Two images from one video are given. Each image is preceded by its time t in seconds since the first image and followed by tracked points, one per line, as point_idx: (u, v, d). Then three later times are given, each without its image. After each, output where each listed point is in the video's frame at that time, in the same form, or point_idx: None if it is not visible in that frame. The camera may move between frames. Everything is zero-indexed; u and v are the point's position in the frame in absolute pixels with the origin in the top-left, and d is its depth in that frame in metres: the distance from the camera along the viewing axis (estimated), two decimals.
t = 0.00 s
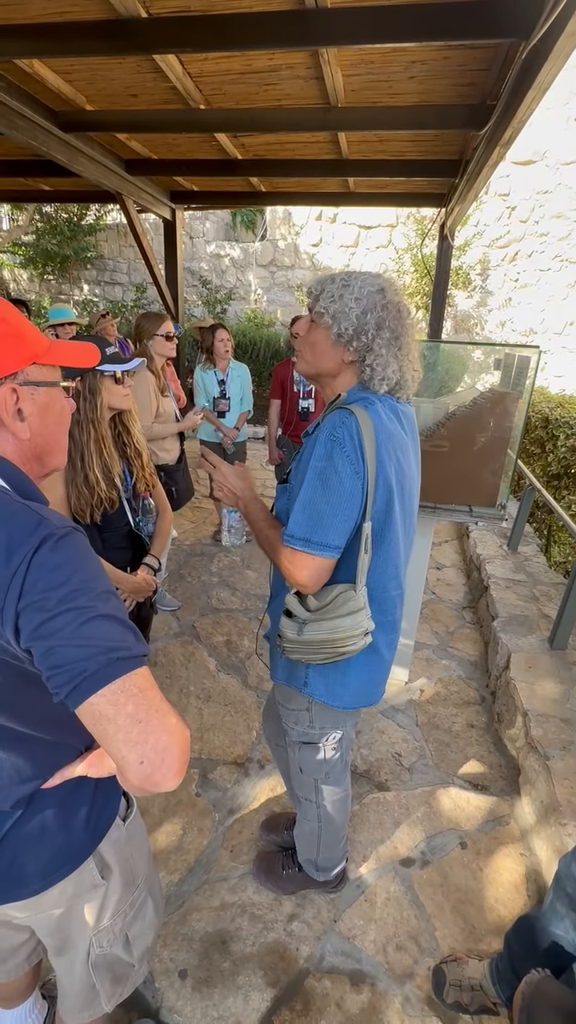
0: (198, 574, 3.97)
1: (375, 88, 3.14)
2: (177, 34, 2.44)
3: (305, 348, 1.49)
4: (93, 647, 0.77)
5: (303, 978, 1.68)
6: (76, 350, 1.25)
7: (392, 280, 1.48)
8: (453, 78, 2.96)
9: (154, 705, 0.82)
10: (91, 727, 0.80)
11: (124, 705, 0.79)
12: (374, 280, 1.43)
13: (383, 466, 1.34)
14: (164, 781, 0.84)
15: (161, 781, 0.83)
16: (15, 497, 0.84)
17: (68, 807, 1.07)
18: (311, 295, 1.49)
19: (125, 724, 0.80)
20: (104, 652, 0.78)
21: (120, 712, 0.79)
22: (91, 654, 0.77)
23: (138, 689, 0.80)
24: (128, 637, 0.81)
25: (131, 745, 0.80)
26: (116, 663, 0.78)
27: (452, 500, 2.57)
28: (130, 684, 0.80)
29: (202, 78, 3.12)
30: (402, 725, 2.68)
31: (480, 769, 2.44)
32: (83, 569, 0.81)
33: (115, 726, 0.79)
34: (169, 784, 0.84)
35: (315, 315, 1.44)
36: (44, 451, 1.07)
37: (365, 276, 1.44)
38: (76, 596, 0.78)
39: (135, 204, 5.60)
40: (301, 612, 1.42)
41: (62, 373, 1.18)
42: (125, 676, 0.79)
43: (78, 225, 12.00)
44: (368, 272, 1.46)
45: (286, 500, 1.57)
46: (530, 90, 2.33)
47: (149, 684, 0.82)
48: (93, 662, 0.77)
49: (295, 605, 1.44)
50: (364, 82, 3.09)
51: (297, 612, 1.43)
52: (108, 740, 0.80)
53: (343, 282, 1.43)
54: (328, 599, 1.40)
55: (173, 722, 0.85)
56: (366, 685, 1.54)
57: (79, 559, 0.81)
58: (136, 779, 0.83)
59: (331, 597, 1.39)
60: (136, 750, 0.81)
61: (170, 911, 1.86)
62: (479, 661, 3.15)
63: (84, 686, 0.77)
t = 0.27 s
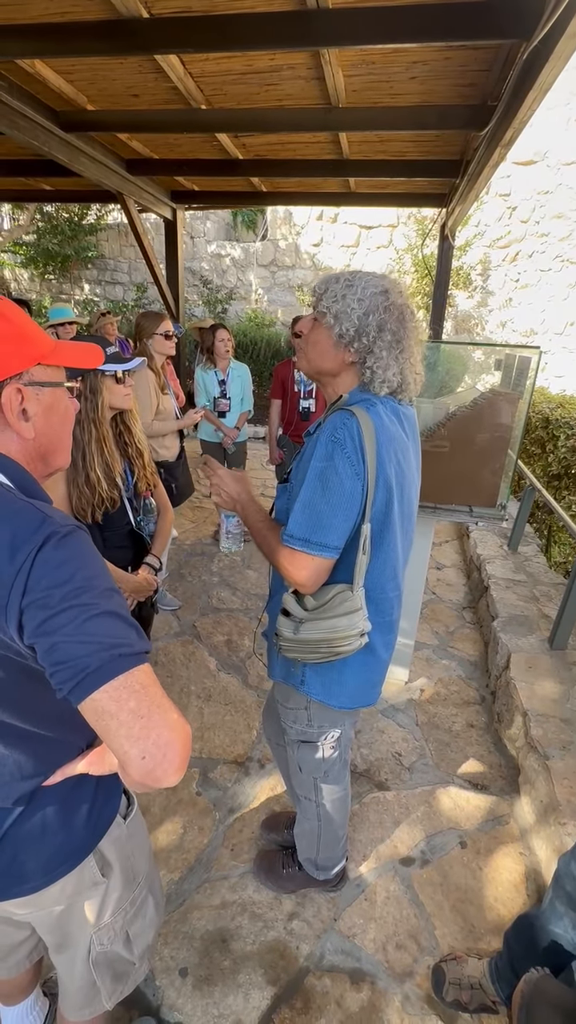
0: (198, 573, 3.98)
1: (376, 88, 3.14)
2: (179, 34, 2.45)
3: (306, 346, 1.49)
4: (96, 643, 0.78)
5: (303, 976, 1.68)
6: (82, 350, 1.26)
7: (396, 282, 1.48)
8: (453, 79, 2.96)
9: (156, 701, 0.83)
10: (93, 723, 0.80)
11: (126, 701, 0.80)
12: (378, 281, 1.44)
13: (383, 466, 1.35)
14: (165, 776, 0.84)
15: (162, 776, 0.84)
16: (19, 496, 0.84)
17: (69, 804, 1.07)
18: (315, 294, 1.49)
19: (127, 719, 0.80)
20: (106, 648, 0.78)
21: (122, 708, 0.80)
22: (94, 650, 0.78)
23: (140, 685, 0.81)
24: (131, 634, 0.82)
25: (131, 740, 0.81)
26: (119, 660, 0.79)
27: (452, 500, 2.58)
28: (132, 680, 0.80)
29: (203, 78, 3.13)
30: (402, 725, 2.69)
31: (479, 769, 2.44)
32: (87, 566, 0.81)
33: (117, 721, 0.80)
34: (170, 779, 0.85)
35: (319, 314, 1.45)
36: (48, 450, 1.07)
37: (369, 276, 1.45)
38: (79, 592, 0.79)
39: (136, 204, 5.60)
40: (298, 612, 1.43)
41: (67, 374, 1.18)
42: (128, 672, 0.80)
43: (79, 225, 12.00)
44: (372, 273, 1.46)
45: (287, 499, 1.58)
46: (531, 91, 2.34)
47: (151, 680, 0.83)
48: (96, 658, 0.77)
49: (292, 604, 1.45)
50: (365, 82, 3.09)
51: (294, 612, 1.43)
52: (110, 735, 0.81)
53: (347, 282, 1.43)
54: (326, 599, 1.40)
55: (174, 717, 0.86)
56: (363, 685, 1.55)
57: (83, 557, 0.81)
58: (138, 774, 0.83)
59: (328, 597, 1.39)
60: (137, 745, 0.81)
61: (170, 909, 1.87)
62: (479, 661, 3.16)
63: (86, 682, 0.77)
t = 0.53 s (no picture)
0: (198, 573, 3.98)
1: (377, 88, 3.14)
2: (181, 34, 2.45)
3: (307, 346, 1.50)
4: (95, 642, 0.78)
5: (304, 975, 1.69)
6: (82, 347, 1.26)
7: (396, 280, 1.48)
8: (455, 79, 2.96)
9: (154, 701, 0.83)
10: (92, 722, 0.81)
11: (125, 701, 0.80)
12: (377, 281, 1.43)
13: (386, 466, 1.35)
14: (164, 775, 0.84)
15: (160, 776, 0.84)
16: (19, 494, 0.84)
17: (69, 803, 1.07)
18: (315, 294, 1.49)
19: (125, 719, 0.80)
20: (105, 647, 0.78)
21: (121, 707, 0.80)
22: (93, 649, 0.78)
23: (139, 684, 0.81)
24: (130, 632, 0.82)
25: (130, 741, 0.81)
26: (117, 659, 0.79)
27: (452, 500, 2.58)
28: (131, 679, 0.80)
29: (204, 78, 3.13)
30: (402, 724, 2.69)
31: (480, 768, 2.44)
32: (86, 565, 0.81)
33: (116, 720, 0.80)
34: (169, 779, 0.85)
35: (319, 315, 1.45)
36: (48, 448, 1.07)
37: (369, 276, 1.44)
38: (78, 591, 0.79)
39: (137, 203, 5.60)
40: (301, 612, 1.43)
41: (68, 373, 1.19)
42: (126, 671, 0.80)
43: (80, 224, 12.00)
44: (372, 272, 1.46)
45: (289, 498, 1.58)
46: (532, 91, 2.34)
47: (150, 679, 0.83)
48: (95, 657, 0.78)
49: (296, 604, 1.44)
50: (366, 82, 3.09)
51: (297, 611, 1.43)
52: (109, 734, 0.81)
53: (347, 282, 1.43)
54: (329, 598, 1.40)
55: (172, 718, 0.86)
56: (365, 684, 1.55)
57: (83, 555, 0.81)
58: (136, 773, 0.83)
59: (333, 597, 1.39)
60: (136, 745, 0.81)
61: (171, 907, 1.87)
62: (479, 660, 3.16)
63: (85, 681, 0.78)
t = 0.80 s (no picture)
0: (199, 572, 3.98)
1: (378, 87, 3.14)
2: (182, 33, 2.45)
3: (313, 352, 1.50)
4: (96, 642, 0.78)
5: (305, 974, 1.69)
6: (82, 345, 1.26)
7: (393, 273, 1.47)
8: (456, 78, 2.96)
9: (156, 701, 0.83)
10: (94, 722, 0.81)
11: (127, 701, 0.80)
12: (377, 278, 1.43)
13: (391, 467, 1.35)
14: (167, 776, 0.84)
15: (163, 777, 0.84)
16: (20, 494, 0.84)
17: (71, 802, 1.07)
18: (314, 298, 1.49)
19: (128, 719, 0.81)
20: (107, 647, 0.78)
21: (123, 707, 0.80)
22: (95, 650, 0.78)
23: (141, 685, 0.81)
24: (131, 632, 0.82)
25: (132, 741, 0.81)
26: (119, 659, 0.79)
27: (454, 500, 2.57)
28: (133, 679, 0.80)
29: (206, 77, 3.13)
30: (403, 724, 2.69)
31: (481, 768, 2.45)
32: (87, 565, 0.81)
33: (118, 721, 0.80)
34: (172, 780, 0.85)
35: (320, 319, 1.45)
36: (49, 447, 1.08)
37: (368, 274, 1.44)
38: (80, 591, 0.79)
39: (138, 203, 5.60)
40: (306, 612, 1.42)
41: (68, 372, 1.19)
42: (128, 671, 0.80)
43: (81, 223, 12.01)
44: (369, 269, 1.45)
45: (292, 498, 1.58)
46: (534, 91, 2.34)
47: (152, 678, 0.83)
48: (97, 658, 0.78)
49: (301, 604, 1.43)
50: (368, 81, 3.09)
51: (302, 612, 1.42)
52: (111, 734, 0.81)
53: (345, 283, 1.43)
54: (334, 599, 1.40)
55: (175, 718, 0.86)
56: (369, 684, 1.55)
57: (84, 555, 0.82)
58: (139, 774, 0.83)
59: (337, 597, 1.39)
60: (138, 745, 0.81)
61: (172, 906, 1.87)
62: (480, 660, 3.16)
63: (87, 681, 0.78)
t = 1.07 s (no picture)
0: (200, 572, 3.98)
1: (380, 87, 3.14)
2: (184, 32, 2.45)
3: (315, 350, 1.51)
4: (100, 644, 0.78)
5: (306, 974, 1.69)
6: (83, 345, 1.26)
7: (398, 275, 1.47)
8: (458, 78, 2.96)
9: (160, 704, 0.83)
10: (97, 724, 0.81)
11: (130, 703, 0.80)
12: (379, 278, 1.42)
13: (395, 467, 1.35)
14: (170, 778, 0.84)
15: (167, 779, 0.84)
16: (21, 495, 0.84)
17: (74, 803, 1.07)
18: (317, 297, 1.49)
19: (131, 721, 0.81)
20: (110, 649, 0.78)
21: (127, 710, 0.80)
22: (98, 652, 0.78)
23: (145, 687, 0.81)
24: (134, 633, 0.82)
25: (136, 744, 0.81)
26: (123, 661, 0.79)
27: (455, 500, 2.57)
28: (136, 681, 0.80)
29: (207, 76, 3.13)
30: (404, 724, 2.69)
31: (482, 768, 2.45)
32: (89, 565, 0.81)
33: (121, 723, 0.80)
34: (176, 782, 0.85)
35: (322, 318, 1.45)
36: (50, 447, 1.07)
37: (371, 274, 1.43)
38: (81, 592, 0.79)
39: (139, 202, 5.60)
40: (311, 613, 1.42)
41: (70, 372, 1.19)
42: (132, 672, 0.80)
43: (81, 223, 12.00)
44: (373, 270, 1.45)
45: (295, 499, 1.58)
46: (536, 91, 2.34)
47: (155, 680, 0.83)
48: (100, 659, 0.78)
49: (305, 606, 1.44)
50: (370, 81, 3.09)
51: (307, 613, 1.43)
52: (114, 736, 0.81)
53: (347, 283, 1.43)
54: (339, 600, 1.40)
55: (178, 720, 0.86)
56: (373, 685, 1.55)
57: (85, 556, 0.82)
58: (142, 776, 0.83)
59: (341, 598, 1.39)
60: (141, 748, 0.81)
61: (174, 906, 1.88)
62: (481, 660, 3.16)
63: (90, 683, 0.78)
